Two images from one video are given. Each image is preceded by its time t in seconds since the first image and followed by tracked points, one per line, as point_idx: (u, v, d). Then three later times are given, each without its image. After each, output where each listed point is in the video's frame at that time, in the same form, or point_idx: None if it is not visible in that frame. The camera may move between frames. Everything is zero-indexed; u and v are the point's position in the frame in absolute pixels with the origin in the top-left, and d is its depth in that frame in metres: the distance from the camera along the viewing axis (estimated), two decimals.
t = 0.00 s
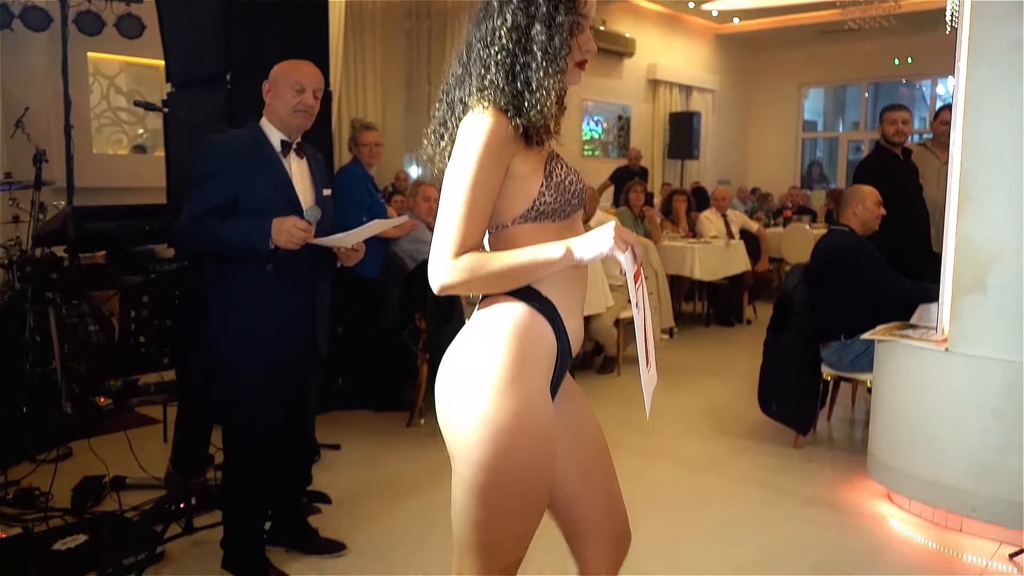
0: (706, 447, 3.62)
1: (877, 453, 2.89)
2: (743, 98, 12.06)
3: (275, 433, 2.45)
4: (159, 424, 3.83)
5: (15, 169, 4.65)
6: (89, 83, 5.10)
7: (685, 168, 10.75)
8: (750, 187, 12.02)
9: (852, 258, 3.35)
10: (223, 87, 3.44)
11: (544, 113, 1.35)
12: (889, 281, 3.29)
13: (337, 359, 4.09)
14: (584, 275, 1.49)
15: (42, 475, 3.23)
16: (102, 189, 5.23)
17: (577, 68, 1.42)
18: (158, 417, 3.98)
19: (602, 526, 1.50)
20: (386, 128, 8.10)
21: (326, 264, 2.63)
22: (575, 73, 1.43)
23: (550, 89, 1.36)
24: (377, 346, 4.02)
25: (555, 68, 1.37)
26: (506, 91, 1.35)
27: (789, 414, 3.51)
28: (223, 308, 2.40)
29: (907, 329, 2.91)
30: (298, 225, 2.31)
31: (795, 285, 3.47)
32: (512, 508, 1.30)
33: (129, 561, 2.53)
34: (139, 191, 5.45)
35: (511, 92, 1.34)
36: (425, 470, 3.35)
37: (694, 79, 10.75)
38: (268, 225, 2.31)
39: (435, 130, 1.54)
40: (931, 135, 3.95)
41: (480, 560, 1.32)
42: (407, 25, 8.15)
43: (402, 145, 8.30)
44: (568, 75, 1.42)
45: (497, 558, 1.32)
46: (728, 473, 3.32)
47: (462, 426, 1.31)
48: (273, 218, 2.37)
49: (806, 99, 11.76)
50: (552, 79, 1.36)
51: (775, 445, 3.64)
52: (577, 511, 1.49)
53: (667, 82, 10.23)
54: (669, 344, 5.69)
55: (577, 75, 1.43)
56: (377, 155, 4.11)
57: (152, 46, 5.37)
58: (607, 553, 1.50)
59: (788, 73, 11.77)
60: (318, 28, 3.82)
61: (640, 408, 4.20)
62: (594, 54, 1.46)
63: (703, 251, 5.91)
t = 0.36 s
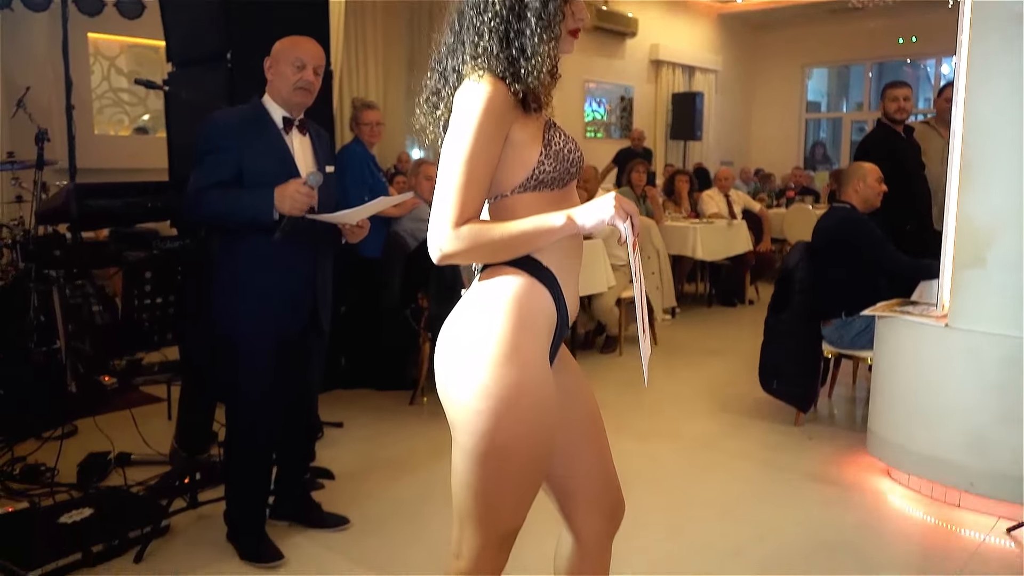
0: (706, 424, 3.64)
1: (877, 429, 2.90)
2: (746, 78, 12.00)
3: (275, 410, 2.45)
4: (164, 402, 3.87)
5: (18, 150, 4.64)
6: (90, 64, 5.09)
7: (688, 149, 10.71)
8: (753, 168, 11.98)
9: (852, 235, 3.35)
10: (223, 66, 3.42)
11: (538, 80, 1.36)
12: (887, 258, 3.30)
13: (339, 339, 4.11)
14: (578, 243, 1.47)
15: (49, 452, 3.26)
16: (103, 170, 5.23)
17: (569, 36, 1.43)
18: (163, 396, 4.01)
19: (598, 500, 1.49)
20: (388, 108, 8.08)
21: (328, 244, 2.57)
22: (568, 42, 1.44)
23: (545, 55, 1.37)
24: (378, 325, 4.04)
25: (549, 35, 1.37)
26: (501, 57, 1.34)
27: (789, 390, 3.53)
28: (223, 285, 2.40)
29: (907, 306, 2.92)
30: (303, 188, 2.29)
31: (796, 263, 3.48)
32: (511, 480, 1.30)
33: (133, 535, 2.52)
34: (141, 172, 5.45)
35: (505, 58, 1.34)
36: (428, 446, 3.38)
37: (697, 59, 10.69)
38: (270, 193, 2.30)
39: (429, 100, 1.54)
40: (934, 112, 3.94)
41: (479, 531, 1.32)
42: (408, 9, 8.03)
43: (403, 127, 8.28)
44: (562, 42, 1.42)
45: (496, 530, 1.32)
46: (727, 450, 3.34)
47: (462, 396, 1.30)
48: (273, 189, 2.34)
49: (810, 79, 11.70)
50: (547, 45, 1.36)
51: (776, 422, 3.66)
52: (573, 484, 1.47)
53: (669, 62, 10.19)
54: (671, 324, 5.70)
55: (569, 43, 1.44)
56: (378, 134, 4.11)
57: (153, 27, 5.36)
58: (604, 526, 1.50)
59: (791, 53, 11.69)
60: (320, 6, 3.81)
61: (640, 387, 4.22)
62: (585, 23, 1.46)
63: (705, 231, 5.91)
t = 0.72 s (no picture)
0: (708, 402, 3.66)
1: (878, 406, 2.91)
2: (750, 59, 11.93)
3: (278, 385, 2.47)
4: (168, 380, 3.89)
5: (20, 129, 4.67)
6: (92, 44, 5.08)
7: (691, 130, 10.67)
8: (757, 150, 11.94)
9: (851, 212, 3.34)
10: (223, 44, 3.41)
11: (535, 49, 1.36)
12: (886, 235, 3.28)
13: (343, 317, 4.13)
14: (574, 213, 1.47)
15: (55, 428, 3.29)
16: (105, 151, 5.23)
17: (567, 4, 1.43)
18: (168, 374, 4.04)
19: (596, 471, 1.49)
20: (391, 89, 8.05)
21: (330, 221, 2.57)
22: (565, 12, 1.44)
23: (542, 24, 1.37)
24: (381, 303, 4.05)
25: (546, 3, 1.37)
26: (498, 26, 1.34)
27: (791, 368, 3.54)
28: (225, 260, 2.41)
29: (909, 283, 2.92)
30: (305, 148, 2.29)
31: (799, 241, 3.49)
32: (509, 449, 1.30)
33: (139, 509, 2.54)
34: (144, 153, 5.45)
35: (503, 27, 1.34)
36: (430, 423, 3.40)
37: (701, 40, 10.62)
38: (274, 156, 2.29)
39: (427, 72, 1.54)
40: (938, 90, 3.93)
41: (477, 499, 1.32)
42: None
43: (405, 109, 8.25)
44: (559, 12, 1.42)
45: (495, 497, 1.32)
46: (727, 426, 3.36)
47: (459, 365, 1.30)
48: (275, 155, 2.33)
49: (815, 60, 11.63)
50: (544, 14, 1.37)
51: (777, 399, 3.68)
52: (568, 455, 1.49)
53: (674, 43, 10.12)
54: (673, 304, 5.71)
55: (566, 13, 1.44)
56: (380, 113, 4.09)
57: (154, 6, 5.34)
58: (601, 498, 1.51)
59: (797, 33, 11.61)
60: None
61: (642, 366, 4.24)
62: None
63: (708, 211, 5.90)
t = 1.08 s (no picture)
0: (710, 376, 3.69)
1: (880, 378, 2.92)
2: (755, 35, 11.84)
3: (283, 359, 2.49)
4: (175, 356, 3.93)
5: (23, 105, 4.77)
6: (93, 22, 5.06)
7: (696, 107, 10.62)
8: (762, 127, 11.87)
9: (851, 184, 3.35)
10: (223, 19, 3.44)
11: (530, 16, 1.36)
12: (883, 206, 3.34)
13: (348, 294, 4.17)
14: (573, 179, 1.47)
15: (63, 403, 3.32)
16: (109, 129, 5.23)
17: None
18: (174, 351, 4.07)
19: (596, 438, 1.50)
20: (393, 65, 8.01)
21: (336, 195, 2.55)
22: None
23: None
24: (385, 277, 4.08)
25: None
26: None
27: (792, 341, 3.55)
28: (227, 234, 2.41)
29: (912, 256, 2.92)
30: (304, 104, 2.30)
31: (801, 214, 3.53)
32: (508, 413, 1.29)
33: (147, 479, 2.60)
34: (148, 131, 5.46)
35: None
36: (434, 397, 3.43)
37: (705, 16, 10.54)
38: (274, 117, 2.30)
39: (425, 38, 1.53)
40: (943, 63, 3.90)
41: (476, 464, 1.32)
42: None
43: (408, 86, 8.22)
44: None
45: (495, 461, 1.32)
46: (730, 400, 3.38)
47: (456, 332, 1.30)
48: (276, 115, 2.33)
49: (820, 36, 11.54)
50: None
51: (780, 373, 3.70)
52: (566, 423, 1.50)
53: (678, 19, 10.04)
54: (677, 281, 5.72)
55: None
56: (382, 90, 4.08)
57: None
58: (600, 464, 1.52)
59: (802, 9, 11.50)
60: None
61: (646, 341, 4.26)
62: None
63: (712, 188, 5.89)
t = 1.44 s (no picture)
0: (712, 344, 3.71)
1: (883, 344, 2.93)
2: (761, 4, 11.71)
3: (290, 326, 2.50)
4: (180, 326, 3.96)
5: (26, 77, 4.74)
6: None
7: (701, 78, 10.54)
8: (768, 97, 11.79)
9: (858, 151, 3.32)
10: None
11: None
12: (888, 172, 3.30)
13: (353, 264, 4.19)
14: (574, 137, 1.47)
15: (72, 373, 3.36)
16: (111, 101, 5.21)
17: None
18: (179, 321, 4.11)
19: (596, 400, 1.51)
20: (396, 35, 7.94)
21: (338, 160, 2.56)
22: None
23: None
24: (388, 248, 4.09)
25: None
26: None
27: (795, 308, 3.55)
28: (229, 202, 2.42)
29: (916, 222, 2.91)
30: (301, 61, 2.30)
31: (805, 181, 3.53)
32: (505, 372, 1.30)
33: (155, 446, 2.64)
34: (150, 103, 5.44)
35: None
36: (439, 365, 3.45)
37: None
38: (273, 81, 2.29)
39: None
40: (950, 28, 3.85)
41: (475, 422, 1.34)
42: None
43: (411, 57, 8.16)
44: None
45: (495, 419, 1.33)
46: (732, 366, 3.40)
47: (456, 290, 1.31)
48: (271, 77, 2.35)
49: (827, 5, 11.43)
50: None
51: (782, 340, 3.71)
52: (566, 383, 1.51)
53: None
54: (681, 251, 5.72)
55: None
56: (384, 59, 4.05)
57: None
58: (600, 426, 1.52)
59: None
60: None
61: (650, 310, 4.27)
62: None
63: (716, 157, 5.86)
